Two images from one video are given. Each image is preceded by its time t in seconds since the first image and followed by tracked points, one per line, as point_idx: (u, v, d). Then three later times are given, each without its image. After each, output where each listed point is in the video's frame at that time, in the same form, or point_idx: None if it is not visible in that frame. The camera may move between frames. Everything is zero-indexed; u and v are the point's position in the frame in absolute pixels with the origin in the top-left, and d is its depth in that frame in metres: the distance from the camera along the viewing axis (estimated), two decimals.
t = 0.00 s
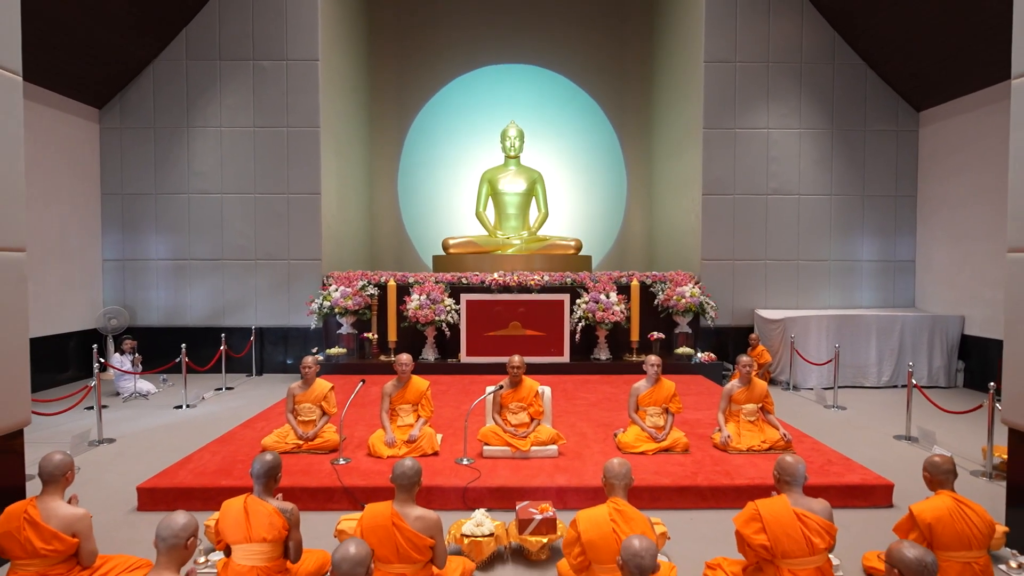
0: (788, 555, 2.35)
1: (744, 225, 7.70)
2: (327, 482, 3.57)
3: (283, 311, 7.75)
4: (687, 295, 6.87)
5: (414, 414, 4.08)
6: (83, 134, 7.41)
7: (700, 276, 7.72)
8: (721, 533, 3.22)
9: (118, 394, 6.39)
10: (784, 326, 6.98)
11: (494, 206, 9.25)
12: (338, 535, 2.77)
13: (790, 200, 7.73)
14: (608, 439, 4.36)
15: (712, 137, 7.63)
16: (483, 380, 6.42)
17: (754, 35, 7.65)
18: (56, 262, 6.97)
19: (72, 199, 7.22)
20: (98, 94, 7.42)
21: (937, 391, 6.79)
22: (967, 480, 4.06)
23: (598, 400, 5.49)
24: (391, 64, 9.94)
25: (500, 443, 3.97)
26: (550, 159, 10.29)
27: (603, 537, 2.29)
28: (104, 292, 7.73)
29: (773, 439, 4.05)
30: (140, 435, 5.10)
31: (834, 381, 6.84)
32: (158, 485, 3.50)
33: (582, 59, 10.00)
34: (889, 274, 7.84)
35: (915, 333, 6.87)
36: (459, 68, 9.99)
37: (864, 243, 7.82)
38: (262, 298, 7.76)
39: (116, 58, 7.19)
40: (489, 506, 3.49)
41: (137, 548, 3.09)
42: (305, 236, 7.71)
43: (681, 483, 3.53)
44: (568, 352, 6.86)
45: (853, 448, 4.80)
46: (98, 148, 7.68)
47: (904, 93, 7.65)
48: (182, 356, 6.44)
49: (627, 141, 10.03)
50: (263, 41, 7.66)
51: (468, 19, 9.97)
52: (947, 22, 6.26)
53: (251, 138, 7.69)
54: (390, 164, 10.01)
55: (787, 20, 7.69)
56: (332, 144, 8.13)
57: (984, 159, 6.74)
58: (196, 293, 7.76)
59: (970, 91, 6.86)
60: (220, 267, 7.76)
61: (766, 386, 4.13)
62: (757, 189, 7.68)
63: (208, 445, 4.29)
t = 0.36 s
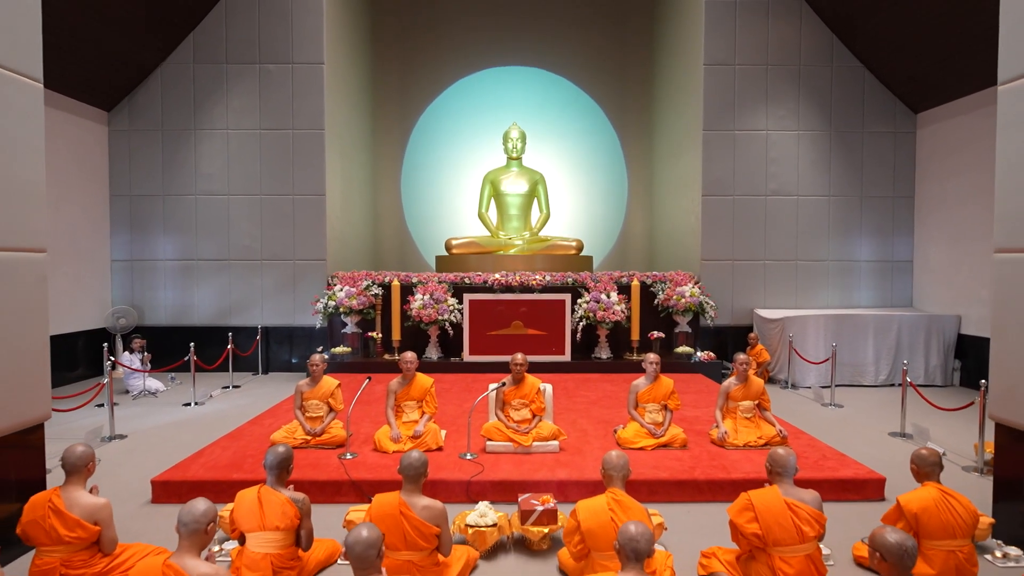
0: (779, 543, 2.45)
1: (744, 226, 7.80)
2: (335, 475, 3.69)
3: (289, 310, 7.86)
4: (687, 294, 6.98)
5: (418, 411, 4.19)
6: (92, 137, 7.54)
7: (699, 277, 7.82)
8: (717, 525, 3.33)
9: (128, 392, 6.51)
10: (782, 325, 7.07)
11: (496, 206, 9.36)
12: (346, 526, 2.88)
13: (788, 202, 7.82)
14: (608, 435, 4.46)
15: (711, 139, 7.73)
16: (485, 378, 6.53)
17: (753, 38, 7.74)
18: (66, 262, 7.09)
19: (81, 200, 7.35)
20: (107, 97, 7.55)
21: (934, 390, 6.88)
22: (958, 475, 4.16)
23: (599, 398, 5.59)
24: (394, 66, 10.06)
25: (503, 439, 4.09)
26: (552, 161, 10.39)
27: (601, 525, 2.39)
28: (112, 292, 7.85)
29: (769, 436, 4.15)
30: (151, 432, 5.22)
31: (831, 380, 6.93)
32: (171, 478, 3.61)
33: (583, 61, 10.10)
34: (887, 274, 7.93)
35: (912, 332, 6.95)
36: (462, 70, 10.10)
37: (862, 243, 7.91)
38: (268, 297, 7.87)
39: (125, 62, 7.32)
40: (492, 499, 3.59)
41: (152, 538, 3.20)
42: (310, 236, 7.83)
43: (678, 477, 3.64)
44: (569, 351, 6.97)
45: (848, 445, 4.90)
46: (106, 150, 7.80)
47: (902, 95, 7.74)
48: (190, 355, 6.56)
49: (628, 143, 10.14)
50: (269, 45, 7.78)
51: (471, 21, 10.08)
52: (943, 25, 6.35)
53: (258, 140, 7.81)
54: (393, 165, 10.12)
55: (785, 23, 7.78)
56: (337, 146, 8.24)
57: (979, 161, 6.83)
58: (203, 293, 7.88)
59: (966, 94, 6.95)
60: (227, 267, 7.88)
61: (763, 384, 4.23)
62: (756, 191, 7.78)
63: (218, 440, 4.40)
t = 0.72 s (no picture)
0: (770, 533, 2.55)
1: (743, 226, 7.89)
2: (342, 470, 3.79)
3: (294, 310, 7.98)
4: (687, 294, 7.07)
5: (423, 407, 4.29)
6: (101, 139, 7.67)
7: (699, 277, 7.91)
8: (713, 517, 3.43)
9: (137, 390, 6.62)
10: (781, 324, 7.15)
11: (498, 207, 9.46)
12: (353, 517, 2.99)
13: (787, 202, 7.92)
14: (607, 432, 4.57)
15: (711, 141, 7.83)
16: (488, 376, 6.64)
17: (752, 40, 7.83)
18: (76, 263, 7.22)
19: (90, 201, 7.47)
20: (116, 100, 7.68)
21: (931, 388, 6.97)
22: (951, 471, 4.25)
23: (599, 396, 5.69)
24: (397, 68, 10.17)
25: (505, 435, 4.19)
26: (554, 162, 10.50)
27: (600, 515, 2.49)
28: (120, 292, 7.98)
29: (765, 432, 4.24)
30: (161, 429, 5.35)
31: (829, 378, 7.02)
32: (184, 472, 3.73)
33: (585, 64, 10.20)
34: (885, 273, 8.02)
35: (910, 331, 7.04)
36: (464, 72, 10.21)
37: (860, 243, 8.00)
38: (274, 297, 7.99)
39: (134, 65, 7.44)
40: (495, 492, 3.70)
41: (166, 529, 3.32)
42: (315, 237, 7.94)
43: (675, 471, 3.74)
44: (571, 350, 7.07)
45: (844, 442, 4.99)
46: (115, 152, 7.93)
47: (899, 98, 7.83)
48: (198, 354, 6.68)
49: (629, 144, 10.23)
50: (275, 48, 7.90)
51: (475, 24, 10.19)
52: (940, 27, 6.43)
53: (263, 142, 7.93)
54: (396, 167, 10.23)
55: (784, 26, 7.87)
56: (341, 148, 8.35)
57: (976, 162, 6.92)
58: (210, 293, 8.00)
59: (963, 96, 7.03)
60: (233, 267, 8.00)
61: (760, 381, 4.31)
62: (755, 192, 7.87)
63: (228, 436, 4.52)
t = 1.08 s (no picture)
0: (760, 521, 2.66)
1: (742, 227, 8.00)
2: (348, 463, 3.91)
3: (299, 309, 8.11)
4: (686, 293, 7.17)
5: (426, 403, 4.41)
6: (110, 141, 7.81)
7: (699, 276, 8.02)
8: (707, 509, 3.54)
9: (145, 387, 6.75)
10: (779, 323, 7.23)
11: (500, 208, 9.57)
12: (359, 507, 3.11)
13: (785, 203, 8.02)
14: (606, 427, 4.68)
15: (710, 142, 7.94)
16: (490, 374, 6.76)
17: (750, 43, 7.94)
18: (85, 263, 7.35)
19: (99, 202, 7.61)
20: (125, 102, 7.81)
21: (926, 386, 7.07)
22: (940, 465, 4.36)
23: (599, 393, 5.81)
24: (401, 70, 10.29)
25: (507, 430, 4.30)
26: (555, 163, 10.61)
27: (596, 503, 2.61)
28: (129, 291, 8.12)
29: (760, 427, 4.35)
30: (171, 424, 5.49)
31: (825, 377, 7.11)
32: (195, 465, 3.85)
33: (586, 66, 10.32)
34: (882, 273, 8.13)
35: (905, 330, 7.14)
36: (467, 74, 10.33)
37: (857, 244, 8.10)
38: (279, 297, 8.12)
39: (142, 69, 7.58)
40: (497, 484, 3.82)
41: (180, 519, 3.44)
42: (320, 237, 8.07)
43: (672, 465, 3.85)
44: (572, 348, 7.19)
45: (838, 438, 5.10)
46: (123, 154, 8.07)
47: (896, 100, 7.93)
48: (206, 351, 6.81)
49: (629, 146, 10.35)
50: (280, 51, 8.03)
51: (477, 26, 10.31)
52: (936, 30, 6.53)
53: (269, 144, 8.06)
54: (400, 168, 10.35)
55: (783, 29, 7.98)
56: (346, 149, 8.48)
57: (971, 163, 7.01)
58: (217, 292, 8.14)
59: (958, 98, 7.13)
60: (239, 267, 8.13)
61: (755, 378, 4.42)
62: (753, 193, 7.98)
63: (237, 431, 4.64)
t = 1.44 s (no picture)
0: (751, 510, 2.77)
1: (741, 227, 8.10)
2: (354, 457, 4.03)
3: (304, 308, 8.23)
4: (686, 293, 7.27)
5: (430, 399, 4.53)
6: (118, 143, 7.94)
7: (698, 276, 8.12)
8: (702, 501, 3.65)
9: (153, 384, 6.87)
10: (777, 322, 7.34)
11: (502, 208, 9.68)
12: (366, 499, 3.22)
13: (784, 204, 8.12)
14: (606, 423, 4.79)
15: (709, 144, 8.04)
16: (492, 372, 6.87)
17: (749, 46, 8.04)
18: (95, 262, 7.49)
19: (108, 203, 7.74)
20: (133, 105, 7.95)
21: (922, 384, 7.17)
22: (932, 461, 4.46)
23: (599, 390, 5.92)
24: (404, 72, 10.41)
25: (508, 425, 4.41)
26: (556, 164, 10.73)
27: (594, 493, 2.72)
28: (136, 291, 8.25)
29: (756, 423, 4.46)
30: (180, 421, 5.61)
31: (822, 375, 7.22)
32: (206, 458, 3.98)
33: (587, 68, 10.43)
34: (880, 273, 8.22)
35: (902, 329, 7.22)
36: (469, 76, 10.45)
37: (855, 244, 8.20)
38: (284, 296, 8.24)
39: (150, 72, 7.71)
40: (499, 478, 3.93)
41: (192, 510, 3.56)
42: (324, 237, 8.19)
43: (669, 459, 3.96)
44: (572, 347, 7.30)
45: (833, 434, 5.20)
46: (131, 155, 8.20)
47: (893, 102, 8.04)
48: (214, 350, 6.94)
49: (630, 147, 10.45)
50: (286, 55, 8.15)
51: (479, 29, 10.42)
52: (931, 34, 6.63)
53: (275, 146, 8.18)
54: (403, 169, 10.47)
55: (782, 32, 8.08)
56: (350, 151, 8.60)
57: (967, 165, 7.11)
58: (223, 291, 8.26)
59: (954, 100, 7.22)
60: (245, 267, 8.26)
61: (751, 375, 4.52)
62: (752, 194, 8.08)
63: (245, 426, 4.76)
